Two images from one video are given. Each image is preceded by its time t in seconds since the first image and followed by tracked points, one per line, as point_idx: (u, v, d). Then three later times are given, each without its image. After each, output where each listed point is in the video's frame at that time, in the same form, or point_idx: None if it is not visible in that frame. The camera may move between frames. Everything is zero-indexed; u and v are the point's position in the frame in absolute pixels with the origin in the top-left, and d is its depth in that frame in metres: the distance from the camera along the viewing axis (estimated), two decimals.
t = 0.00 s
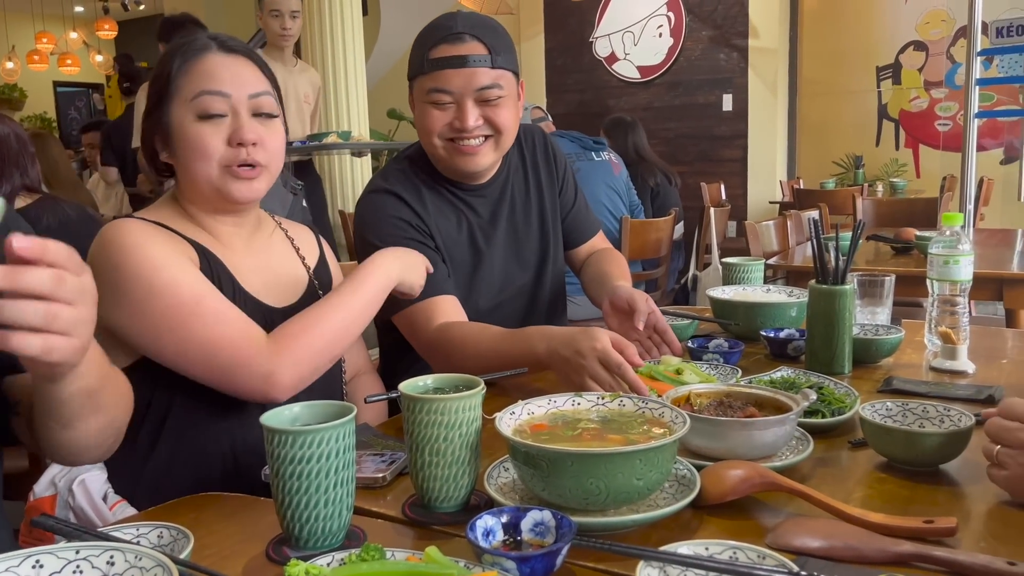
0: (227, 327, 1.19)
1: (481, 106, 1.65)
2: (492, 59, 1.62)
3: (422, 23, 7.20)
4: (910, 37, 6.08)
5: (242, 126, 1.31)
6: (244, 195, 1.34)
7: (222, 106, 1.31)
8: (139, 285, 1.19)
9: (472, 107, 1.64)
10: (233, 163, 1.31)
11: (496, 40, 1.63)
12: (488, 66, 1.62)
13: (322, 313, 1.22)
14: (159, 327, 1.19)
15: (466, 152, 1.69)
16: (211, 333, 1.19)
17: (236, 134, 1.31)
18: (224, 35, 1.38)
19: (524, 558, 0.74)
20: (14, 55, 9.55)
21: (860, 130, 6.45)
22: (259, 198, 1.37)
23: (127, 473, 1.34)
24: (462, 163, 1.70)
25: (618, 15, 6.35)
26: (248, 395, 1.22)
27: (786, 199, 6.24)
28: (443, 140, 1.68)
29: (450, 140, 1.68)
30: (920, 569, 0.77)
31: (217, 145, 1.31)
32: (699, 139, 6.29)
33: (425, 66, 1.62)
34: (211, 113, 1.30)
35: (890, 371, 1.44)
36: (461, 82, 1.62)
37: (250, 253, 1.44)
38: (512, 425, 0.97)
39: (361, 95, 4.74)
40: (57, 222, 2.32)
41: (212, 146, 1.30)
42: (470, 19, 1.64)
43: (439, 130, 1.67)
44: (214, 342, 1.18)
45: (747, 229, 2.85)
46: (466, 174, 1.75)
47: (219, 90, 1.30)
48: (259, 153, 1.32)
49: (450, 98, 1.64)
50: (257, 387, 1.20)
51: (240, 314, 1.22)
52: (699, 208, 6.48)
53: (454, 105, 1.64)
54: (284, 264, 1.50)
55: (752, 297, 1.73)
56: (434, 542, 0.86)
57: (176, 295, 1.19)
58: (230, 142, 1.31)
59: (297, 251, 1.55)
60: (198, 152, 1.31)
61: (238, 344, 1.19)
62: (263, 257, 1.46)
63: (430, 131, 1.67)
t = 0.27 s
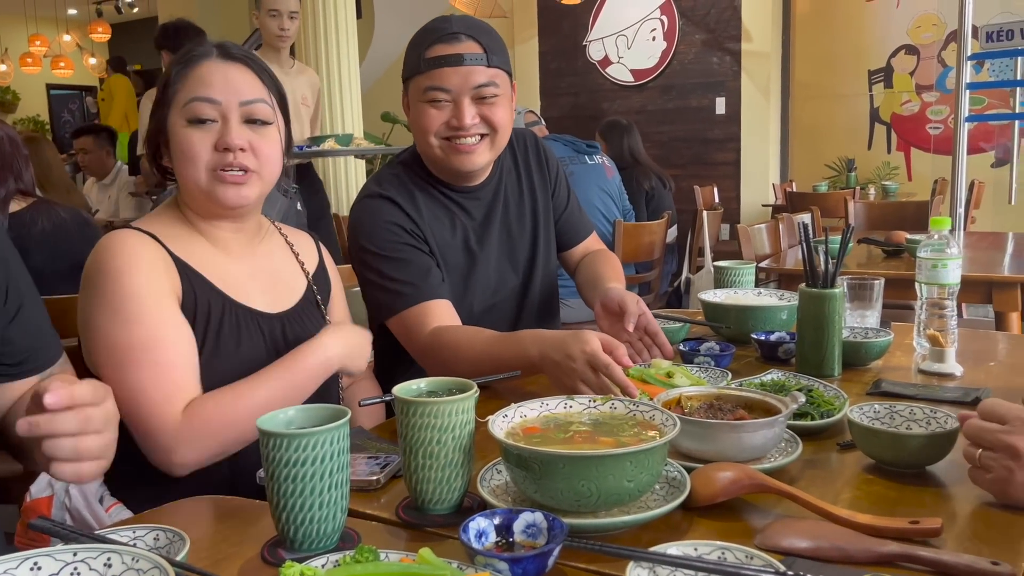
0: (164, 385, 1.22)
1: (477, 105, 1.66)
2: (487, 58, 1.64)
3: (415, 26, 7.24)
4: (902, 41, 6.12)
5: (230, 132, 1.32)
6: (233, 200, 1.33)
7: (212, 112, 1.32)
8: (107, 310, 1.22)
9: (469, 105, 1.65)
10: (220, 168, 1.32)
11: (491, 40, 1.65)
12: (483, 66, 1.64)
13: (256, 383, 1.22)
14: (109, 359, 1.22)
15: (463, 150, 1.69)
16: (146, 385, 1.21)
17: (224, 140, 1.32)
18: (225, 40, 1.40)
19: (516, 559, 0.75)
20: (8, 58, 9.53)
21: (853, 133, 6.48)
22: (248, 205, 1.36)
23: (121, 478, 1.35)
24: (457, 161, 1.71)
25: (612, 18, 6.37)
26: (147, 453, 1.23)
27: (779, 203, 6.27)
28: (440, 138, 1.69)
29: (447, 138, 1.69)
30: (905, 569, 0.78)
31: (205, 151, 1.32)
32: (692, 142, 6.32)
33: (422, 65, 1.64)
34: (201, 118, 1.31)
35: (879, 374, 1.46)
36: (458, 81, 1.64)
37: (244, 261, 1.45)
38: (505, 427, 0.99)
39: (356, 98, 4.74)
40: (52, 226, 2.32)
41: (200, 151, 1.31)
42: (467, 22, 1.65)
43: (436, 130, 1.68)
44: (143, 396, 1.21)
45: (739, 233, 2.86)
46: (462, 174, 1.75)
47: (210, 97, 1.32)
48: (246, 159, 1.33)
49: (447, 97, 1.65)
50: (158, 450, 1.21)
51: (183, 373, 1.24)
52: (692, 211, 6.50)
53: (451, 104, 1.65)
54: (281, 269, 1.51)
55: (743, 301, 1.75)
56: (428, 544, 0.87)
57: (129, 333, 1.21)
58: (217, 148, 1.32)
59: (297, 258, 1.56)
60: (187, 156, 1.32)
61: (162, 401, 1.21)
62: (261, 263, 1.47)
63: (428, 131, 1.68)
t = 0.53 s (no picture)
0: (142, 400, 1.22)
1: (471, 106, 1.67)
2: (481, 60, 1.65)
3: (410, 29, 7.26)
4: (895, 44, 6.15)
5: (225, 139, 1.32)
6: (228, 206, 1.35)
7: (207, 119, 1.32)
8: (96, 315, 1.23)
9: (464, 106, 1.66)
10: (216, 174, 1.33)
11: (485, 42, 1.66)
12: (478, 68, 1.65)
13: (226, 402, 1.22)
14: (94, 363, 1.23)
15: (458, 152, 1.70)
16: (126, 397, 1.22)
17: (219, 147, 1.32)
18: (222, 44, 1.40)
19: (512, 554, 0.76)
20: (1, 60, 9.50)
21: (847, 136, 6.50)
22: (243, 210, 1.37)
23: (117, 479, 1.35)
24: (453, 162, 1.72)
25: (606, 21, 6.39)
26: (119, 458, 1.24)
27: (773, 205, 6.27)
28: (437, 140, 1.70)
29: (444, 140, 1.70)
30: (896, 564, 0.79)
31: (200, 158, 1.32)
32: (686, 144, 6.33)
33: (417, 67, 1.64)
34: (195, 125, 1.32)
35: (871, 373, 1.47)
36: (453, 83, 1.65)
37: (241, 263, 1.45)
38: (500, 426, 0.99)
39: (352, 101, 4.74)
40: (47, 227, 2.32)
41: (195, 157, 1.32)
42: (462, 25, 1.66)
43: (433, 131, 1.69)
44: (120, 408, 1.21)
45: (733, 234, 2.88)
46: (456, 174, 1.76)
47: (204, 104, 1.32)
48: (241, 165, 1.34)
49: (442, 98, 1.66)
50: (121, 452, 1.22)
51: (163, 391, 1.25)
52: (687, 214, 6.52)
53: (447, 105, 1.66)
54: (278, 270, 1.52)
55: (736, 301, 1.76)
56: (424, 541, 0.88)
57: (115, 340, 1.23)
58: (212, 155, 1.32)
59: (294, 260, 1.57)
60: (182, 163, 1.33)
61: (138, 414, 1.21)
62: (258, 265, 1.48)
63: (425, 132, 1.69)
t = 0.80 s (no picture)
0: (160, 401, 1.23)
1: (467, 108, 1.67)
2: (479, 62, 1.66)
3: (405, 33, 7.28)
4: (889, 47, 6.18)
5: (217, 141, 1.33)
6: (226, 207, 1.36)
7: (197, 122, 1.33)
8: (107, 324, 1.23)
9: (460, 108, 1.66)
10: (210, 177, 1.34)
11: (483, 43, 1.67)
12: (474, 70, 1.66)
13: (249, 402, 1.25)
14: (106, 367, 1.23)
15: (455, 155, 1.71)
16: (144, 400, 1.22)
17: (211, 149, 1.33)
18: (206, 45, 1.40)
19: (509, 552, 0.76)
20: None
21: (841, 138, 6.52)
22: (240, 211, 1.39)
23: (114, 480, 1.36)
24: (451, 164, 1.72)
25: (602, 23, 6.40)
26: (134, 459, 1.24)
27: (768, 207, 6.30)
28: (433, 143, 1.71)
29: (439, 143, 1.71)
30: (888, 561, 0.80)
31: (192, 161, 1.33)
32: (682, 146, 6.35)
33: (415, 68, 1.65)
34: (186, 129, 1.33)
35: (864, 374, 1.48)
36: (449, 84, 1.65)
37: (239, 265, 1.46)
38: (497, 425, 1.00)
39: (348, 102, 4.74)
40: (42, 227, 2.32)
41: (187, 161, 1.33)
42: (456, 26, 1.67)
43: (429, 134, 1.70)
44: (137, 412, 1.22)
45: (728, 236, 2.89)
46: (454, 176, 1.77)
47: (193, 108, 1.33)
48: (235, 166, 1.35)
49: (438, 99, 1.66)
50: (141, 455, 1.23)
51: (178, 390, 1.25)
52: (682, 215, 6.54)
53: (442, 107, 1.67)
54: (274, 272, 1.53)
55: (731, 302, 1.77)
56: (422, 539, 0.89)
57: (128, 345, 1.23)
58: (204, 158, 1.33)
59: (289, 262, 1.58)
60: (176, 167, 1.34)
61: (156, 414, 1.21)
62: (254, 268, 1.49)
63: (421, 134, 1.70)
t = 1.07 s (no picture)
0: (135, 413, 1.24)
1: (463, 112, 1.67)
2: (480, 67, 1.66)
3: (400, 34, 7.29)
4: (884, 49, 6.20)
5: (215, 142, 1.34)
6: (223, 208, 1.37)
7: (196, 122, 1.34)
8: (89, 331, 1.23)
9: (455, 110, 1.67)
10: (208, 178, 1.34)
11: (485, 49, 1.67)
12: (475, 74, 1.66)
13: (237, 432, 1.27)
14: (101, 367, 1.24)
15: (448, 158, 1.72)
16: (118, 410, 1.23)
17: (210, 150, 1.34)
18: (207, 47, 1.40)
19: (505, 549, 0.77)
20: None
21: (836, 140, 6.54)
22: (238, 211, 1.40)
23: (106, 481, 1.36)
24: (446, 167, 1.74)
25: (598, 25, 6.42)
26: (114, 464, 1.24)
27: (763, 208, 6.31)
28: (428, 145, 1.72)
29: (434, 145, 1.72)
30: (880, 559, 0.81)
31: (192, 162, 1.34)
32: (677, 148, 6.37)
33: (417, 67, 1.66)
34: (185, 129, 1.34)
35: (858, 374, 1.49)
36: (448, 86, 1.65)
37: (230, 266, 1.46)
38: (493, 425, 1.01)
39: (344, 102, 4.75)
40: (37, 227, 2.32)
41: (185, 162, 1.34)
42: (457, 29, 1.67)
43: (426, 135, 1.70)
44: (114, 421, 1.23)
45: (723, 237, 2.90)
46: (448, 183, 1.79)
47: (193, 108, 1.34)
48: (234, 167, 1.35)
49: (436, 100, 1.67)
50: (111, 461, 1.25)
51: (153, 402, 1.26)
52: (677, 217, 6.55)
53: (439, 108, 1.67)
54: (268, 273, 1.53)
55: (726, 303, 1.78)
56: (418, 537, 0.90)
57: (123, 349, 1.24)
58: (203, 159, 1.34)
59: (285, 263, 1.58)
60: (173, 166, 1.35)
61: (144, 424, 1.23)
62: (247, 268, 1.49)
63: (419, 135, 1.71)
